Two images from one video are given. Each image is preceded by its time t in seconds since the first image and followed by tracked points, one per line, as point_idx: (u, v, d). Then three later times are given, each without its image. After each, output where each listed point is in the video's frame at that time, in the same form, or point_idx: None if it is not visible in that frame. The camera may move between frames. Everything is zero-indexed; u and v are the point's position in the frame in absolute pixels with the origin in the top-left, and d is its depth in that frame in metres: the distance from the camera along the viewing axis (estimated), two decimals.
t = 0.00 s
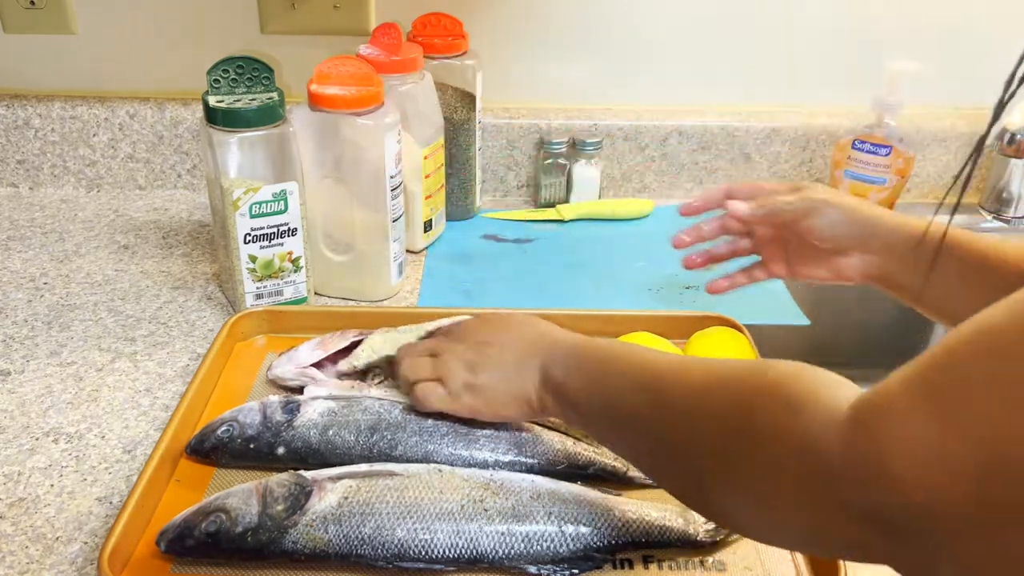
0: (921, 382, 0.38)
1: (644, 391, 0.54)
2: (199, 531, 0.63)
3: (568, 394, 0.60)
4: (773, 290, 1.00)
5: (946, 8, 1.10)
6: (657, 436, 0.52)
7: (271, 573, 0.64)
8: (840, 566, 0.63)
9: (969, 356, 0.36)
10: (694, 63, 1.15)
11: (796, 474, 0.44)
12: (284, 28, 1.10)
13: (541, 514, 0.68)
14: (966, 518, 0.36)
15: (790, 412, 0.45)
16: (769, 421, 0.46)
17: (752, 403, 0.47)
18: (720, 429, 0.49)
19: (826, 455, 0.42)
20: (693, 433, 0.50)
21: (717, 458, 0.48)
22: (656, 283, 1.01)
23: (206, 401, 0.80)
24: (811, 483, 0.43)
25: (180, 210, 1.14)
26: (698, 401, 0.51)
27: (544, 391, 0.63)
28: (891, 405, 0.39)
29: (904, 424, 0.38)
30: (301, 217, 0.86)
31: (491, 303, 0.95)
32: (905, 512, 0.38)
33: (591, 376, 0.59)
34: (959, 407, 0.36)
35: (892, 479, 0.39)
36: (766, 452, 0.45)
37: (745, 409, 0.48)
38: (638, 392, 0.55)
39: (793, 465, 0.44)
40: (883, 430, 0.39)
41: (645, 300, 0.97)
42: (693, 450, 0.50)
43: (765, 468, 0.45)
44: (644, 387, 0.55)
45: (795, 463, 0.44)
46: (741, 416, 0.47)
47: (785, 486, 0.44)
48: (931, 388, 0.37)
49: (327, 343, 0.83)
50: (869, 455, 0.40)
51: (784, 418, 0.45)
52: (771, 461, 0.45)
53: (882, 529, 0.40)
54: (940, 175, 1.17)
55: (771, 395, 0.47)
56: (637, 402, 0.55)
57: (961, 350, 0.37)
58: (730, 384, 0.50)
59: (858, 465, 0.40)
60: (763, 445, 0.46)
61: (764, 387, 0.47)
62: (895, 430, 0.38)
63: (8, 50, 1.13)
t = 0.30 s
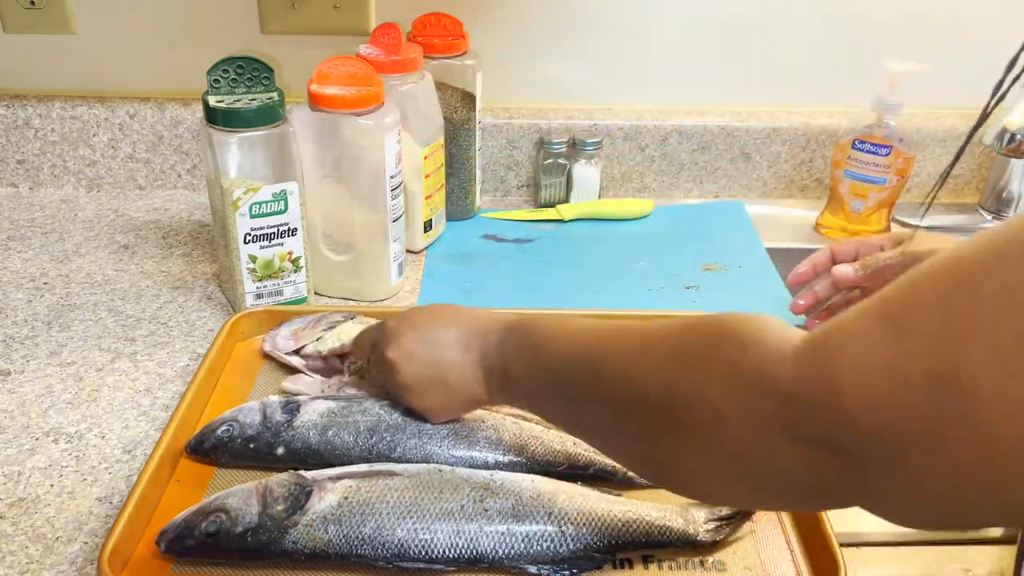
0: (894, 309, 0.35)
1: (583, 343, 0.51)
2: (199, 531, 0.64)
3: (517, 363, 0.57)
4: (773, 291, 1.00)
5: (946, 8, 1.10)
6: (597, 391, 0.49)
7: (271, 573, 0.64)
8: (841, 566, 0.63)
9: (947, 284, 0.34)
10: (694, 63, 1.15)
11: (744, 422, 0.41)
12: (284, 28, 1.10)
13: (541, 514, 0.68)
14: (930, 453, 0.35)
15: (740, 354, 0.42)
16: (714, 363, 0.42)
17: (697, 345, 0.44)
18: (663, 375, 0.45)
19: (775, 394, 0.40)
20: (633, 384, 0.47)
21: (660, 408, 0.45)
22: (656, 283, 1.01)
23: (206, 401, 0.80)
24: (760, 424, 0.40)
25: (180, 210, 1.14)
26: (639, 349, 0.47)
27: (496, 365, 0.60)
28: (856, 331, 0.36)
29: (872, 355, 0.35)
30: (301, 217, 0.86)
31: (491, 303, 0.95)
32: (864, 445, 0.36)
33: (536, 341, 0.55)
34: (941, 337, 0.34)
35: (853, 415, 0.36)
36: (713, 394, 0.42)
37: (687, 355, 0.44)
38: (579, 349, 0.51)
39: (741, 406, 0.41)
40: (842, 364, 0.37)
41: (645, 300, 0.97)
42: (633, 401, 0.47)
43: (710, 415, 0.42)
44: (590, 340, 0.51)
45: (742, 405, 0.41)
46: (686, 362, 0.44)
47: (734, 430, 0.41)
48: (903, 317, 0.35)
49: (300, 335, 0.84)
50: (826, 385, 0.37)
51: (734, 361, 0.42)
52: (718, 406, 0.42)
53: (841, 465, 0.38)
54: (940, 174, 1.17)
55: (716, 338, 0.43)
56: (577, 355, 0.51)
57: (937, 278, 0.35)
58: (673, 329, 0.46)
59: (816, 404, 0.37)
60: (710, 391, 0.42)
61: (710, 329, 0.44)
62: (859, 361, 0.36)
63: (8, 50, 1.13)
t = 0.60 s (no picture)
0: (937, 390, 0.38)
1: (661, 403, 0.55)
2: (199, 531, 0.64)
3: (584, 406, 0.62)
4: (773, 291, 1.00)
5: (946, 8, 1.10)
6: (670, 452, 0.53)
7: (271, 573, 0.64)
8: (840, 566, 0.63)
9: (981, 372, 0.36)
10: (694, 63, 1.15)
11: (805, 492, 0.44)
12: (284, 28, 1.10)
13: (541, 514, 0.68)
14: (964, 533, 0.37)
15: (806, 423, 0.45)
16: (783, 436, 0.46)
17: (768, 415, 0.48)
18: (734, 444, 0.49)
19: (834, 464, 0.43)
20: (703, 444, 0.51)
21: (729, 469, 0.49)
22: (656, 283, 1.01)
23: (206, 401, 0.80)
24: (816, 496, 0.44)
25: (180, 210, 1.14)
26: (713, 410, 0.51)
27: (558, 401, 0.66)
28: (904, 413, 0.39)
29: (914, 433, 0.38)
30: (301, 217, 0.86)
31: (490, 303, 0.95)
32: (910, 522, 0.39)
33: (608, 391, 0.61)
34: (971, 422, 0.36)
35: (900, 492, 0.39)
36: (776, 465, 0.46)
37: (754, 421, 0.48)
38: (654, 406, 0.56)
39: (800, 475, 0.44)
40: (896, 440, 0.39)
41: (645, 300, 0.97)
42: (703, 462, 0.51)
43: (774, 483, 0.46)
44: (661, 406, 0.55)
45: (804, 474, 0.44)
46: (753, 430, 0.48)
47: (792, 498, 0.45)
48: (947, 395, 0.37)
49: (322, 339, 0.85)
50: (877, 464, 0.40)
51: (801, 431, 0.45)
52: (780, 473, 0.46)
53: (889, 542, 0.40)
54: (939, 175, 1.18)
55: (787, 412, 0.47)
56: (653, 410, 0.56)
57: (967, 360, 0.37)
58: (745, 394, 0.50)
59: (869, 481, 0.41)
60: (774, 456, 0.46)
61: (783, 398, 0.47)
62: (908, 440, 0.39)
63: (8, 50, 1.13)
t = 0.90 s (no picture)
0: (959, 419, 0.38)
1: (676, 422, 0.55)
2: (199, 531, 0.64)
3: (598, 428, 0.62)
4: (773, 291, 1.00)
5: (946, 8, 1.10)
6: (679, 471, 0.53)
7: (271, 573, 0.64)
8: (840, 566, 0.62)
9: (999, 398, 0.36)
10: (693, 64, 1.15)
11: (822, 510, 0.43)
12: (284, 28, 1.10)
13: (541, 514, 0.68)
14: None
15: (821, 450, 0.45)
16: (797, 472, 0.45)
17: (785, 430, 0.47)
18: (749, 458, 0.48)
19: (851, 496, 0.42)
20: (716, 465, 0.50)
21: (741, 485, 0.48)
22: (656, 283, 1.01)
23: (206, 401, 0.80)
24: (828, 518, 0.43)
25: (180, 210, 1.14)
26: (733, 430, 0.50)
27: (587, 419, 0.65)
28: (926, 435, 0.39)
29: (937, 467, 0.38)
30: (301, 217, 0.86)
31: (490, 304, 0.95)
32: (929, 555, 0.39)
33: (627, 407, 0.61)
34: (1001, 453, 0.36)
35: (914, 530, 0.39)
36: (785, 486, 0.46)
37: (764, 458, 0.47)
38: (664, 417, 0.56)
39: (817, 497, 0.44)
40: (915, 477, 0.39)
41: (645, 300, 0.97)
42: (719, 477, 0.50)
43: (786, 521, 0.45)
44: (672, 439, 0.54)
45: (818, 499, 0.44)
46: (766, 463, 0.47)
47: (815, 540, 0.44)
48: (967, 423, 0.37)
49: (347, 332, 0.85)
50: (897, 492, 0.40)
51: (816, 456, 0.45)
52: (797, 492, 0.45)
53: None
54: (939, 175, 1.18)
55: (797, 449, 0.46)
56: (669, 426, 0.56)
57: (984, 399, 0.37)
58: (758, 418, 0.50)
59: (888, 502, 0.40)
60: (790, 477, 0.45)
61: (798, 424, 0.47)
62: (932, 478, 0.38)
63: (8, 50, 1.13)
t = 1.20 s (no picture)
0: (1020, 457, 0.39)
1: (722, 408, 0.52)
2: (199, 531, 0.64)
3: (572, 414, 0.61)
4: (773, 290, 1.00)
5: (946, 8, 1.10)
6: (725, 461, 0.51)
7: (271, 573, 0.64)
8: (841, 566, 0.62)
9: None
10: (693, 63, 1.15)
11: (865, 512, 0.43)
12: (284, 28, 1.10)
13: (541, 514, 0.68)
14: None
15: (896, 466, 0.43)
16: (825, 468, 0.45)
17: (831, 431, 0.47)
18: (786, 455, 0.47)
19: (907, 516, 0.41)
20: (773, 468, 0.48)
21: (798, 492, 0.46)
22: (656, 283, 1.01)
23: (206, 401, 0.80)
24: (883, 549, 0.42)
25: (180, 210, 1.14)
26: (799, 435, 0.47)
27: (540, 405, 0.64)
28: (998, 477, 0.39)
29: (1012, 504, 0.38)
30: (301, 217, 0.86)
31: (491, 304, 0.95)
32: None
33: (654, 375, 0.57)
34: None
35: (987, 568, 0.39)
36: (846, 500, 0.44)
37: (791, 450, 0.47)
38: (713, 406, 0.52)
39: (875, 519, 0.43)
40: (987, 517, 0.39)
41: (645, 300, 0.97)
42: (778, 481, 0.47)
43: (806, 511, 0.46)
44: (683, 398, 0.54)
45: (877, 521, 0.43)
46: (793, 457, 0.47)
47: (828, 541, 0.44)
48: None
49: (361, 331, 0.86)
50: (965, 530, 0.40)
51: (888, 478, 0.43)
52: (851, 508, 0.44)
53: None
54: (939, 175, 1.18)
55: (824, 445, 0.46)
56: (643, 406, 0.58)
57: None
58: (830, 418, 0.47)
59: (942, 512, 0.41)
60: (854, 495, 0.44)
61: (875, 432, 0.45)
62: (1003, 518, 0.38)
63: (8, 50, 1.13)
